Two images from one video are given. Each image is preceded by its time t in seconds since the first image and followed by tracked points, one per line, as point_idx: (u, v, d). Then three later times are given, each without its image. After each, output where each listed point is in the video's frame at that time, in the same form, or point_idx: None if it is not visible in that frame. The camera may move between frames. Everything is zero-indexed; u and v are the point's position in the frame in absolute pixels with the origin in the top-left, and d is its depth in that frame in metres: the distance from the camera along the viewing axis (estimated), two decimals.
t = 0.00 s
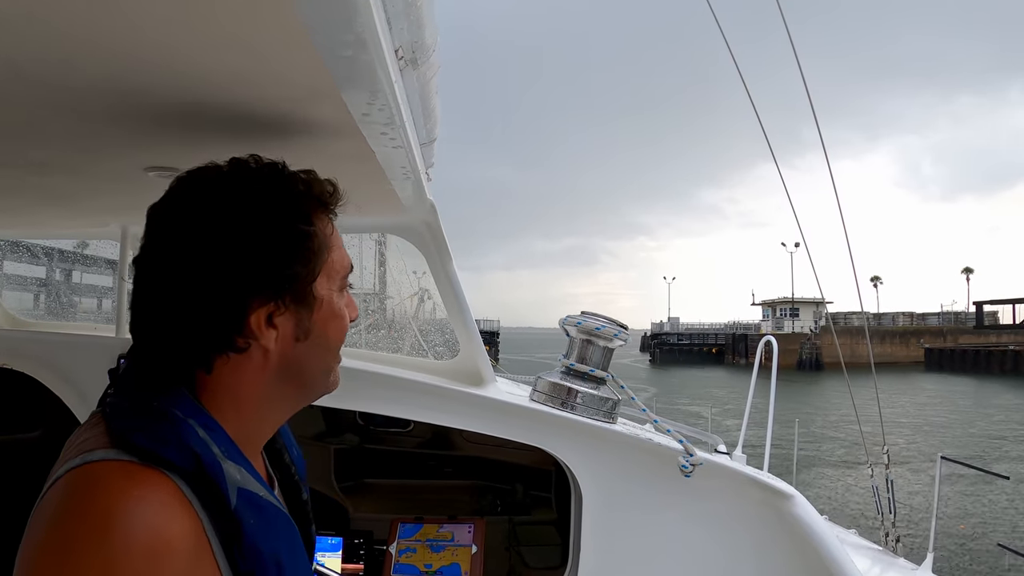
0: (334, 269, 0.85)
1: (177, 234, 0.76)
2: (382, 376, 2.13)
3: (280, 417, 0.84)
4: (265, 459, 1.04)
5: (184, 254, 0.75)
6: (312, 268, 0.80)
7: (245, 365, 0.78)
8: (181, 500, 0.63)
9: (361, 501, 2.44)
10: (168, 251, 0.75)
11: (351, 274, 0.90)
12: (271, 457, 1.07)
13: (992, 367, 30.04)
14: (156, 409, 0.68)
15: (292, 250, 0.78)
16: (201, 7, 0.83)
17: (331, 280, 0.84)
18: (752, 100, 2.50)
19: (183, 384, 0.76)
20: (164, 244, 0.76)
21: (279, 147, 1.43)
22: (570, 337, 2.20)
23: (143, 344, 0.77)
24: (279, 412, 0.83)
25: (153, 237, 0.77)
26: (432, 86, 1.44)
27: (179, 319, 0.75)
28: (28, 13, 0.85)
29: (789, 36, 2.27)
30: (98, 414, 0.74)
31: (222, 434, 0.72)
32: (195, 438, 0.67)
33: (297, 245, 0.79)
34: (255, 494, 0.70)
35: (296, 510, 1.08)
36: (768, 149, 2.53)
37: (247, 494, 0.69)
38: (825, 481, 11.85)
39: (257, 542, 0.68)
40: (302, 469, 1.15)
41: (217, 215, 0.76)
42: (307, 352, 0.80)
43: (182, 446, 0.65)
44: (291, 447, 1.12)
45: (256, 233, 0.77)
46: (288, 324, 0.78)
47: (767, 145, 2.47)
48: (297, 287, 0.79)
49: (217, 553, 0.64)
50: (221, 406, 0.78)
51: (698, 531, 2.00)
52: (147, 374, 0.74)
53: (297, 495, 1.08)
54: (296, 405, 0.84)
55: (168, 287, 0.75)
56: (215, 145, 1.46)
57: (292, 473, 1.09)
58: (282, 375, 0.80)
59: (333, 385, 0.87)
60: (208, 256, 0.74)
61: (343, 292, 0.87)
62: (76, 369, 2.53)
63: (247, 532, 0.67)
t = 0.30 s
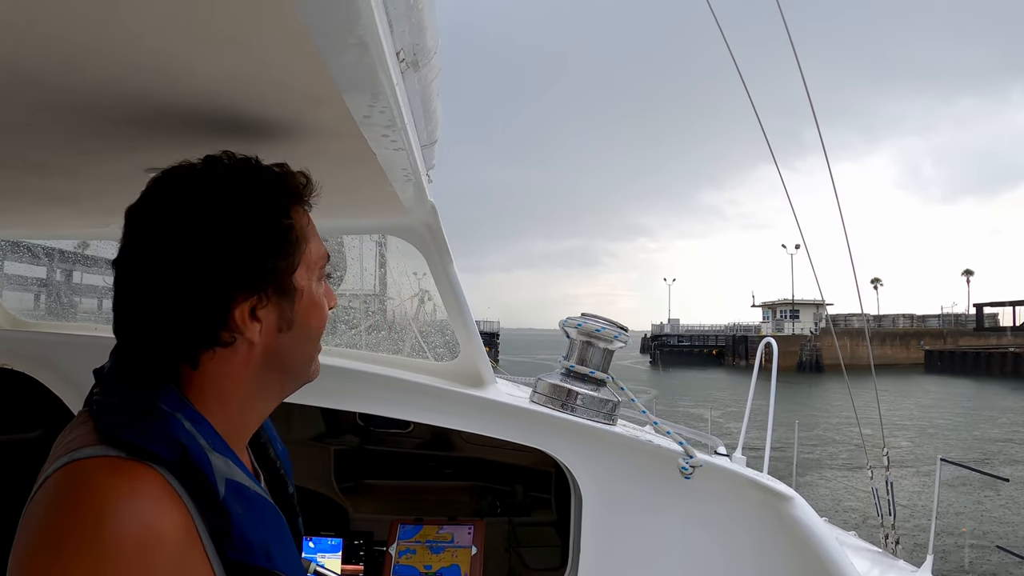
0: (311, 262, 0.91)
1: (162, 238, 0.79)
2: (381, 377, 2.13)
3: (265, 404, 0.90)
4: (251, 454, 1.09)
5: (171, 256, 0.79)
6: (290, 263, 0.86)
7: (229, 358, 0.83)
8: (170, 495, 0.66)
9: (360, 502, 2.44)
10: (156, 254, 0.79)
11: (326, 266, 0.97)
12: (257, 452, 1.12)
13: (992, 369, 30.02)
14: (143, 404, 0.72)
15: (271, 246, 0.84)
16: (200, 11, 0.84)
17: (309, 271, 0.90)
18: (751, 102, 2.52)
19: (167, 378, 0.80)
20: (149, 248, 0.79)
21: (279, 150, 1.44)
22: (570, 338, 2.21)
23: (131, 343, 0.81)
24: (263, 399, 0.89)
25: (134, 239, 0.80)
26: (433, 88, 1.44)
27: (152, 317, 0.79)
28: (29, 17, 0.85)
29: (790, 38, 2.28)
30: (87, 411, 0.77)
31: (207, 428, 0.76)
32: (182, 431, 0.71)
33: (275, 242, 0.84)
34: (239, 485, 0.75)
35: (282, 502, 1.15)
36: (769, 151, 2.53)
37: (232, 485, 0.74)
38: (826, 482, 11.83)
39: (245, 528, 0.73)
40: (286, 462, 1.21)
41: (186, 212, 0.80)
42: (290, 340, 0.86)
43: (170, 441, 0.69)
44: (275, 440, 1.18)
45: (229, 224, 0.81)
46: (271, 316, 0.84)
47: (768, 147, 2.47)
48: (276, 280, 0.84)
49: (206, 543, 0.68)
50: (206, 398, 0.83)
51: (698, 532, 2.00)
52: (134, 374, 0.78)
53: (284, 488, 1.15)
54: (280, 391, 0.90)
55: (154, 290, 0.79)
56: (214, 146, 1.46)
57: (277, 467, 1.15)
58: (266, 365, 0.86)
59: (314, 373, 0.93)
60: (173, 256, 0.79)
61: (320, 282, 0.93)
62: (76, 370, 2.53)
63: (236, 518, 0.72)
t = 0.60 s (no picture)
0: (289, 253, 0.92)
1: (146, 236, 0.80)
2: (381, 376, 2.13)
3: (248, 397, 0.91)
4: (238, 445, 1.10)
5: (157, 252, 0.80)
6: (269, 255, 0.87)
7: (210, 351, 0.84)
8: (158, 487, 0.67)
9: (360, 501, 2.44)
10: (141, 252, 0.80)
11: (304, 257, 0.98)
12: (245, 446, 1.13)
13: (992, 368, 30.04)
14: (124, 397, 0.73)
15: (249, 239, 0.85)
16: (195, 8, 0.84)
17: (288, 262, 0.92)
18: (751, 101, 2.53)
19: (149, 372, 0.81)
20: (133, 246, 0.80)
21: (277, 149, 1.44)
22: (570, 337, 2.21)
23: (116, 339, 0.82)
24: (246, 392, 0.90)
25: (116, 236, 0.81)
26: (432, 86, 1.44)
27: (136, 311, 0.80)
28: (24, 13, 0.85)
29: (791, 37, 2.28)
30: (73, 409, 0.77)
31: (191, 420, 0.77)
32: (166, 422, 0.72)
33: (254, 236, 0.86)
34: (224, 476, 0.76)
35: (272, 495, 1.15)
36: (769, 150, 2.54)
37: (217, 477, 0.75)
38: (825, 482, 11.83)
39: (231, 518, 0.74)
40: (275, 455, 1.21)
41: (168, 207, 0.81)
42: (270, 332, 0.87)
43: (154, 432, 0.70)
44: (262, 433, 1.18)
45: (211, 219, 0.83)
46: (251, 307, 0.85)
47: (768, 146, 2.47)
48: (256, 272, 0.85)
49: (194, 535, 0.70)
50: (190, 392, 0.85)
51: (698, 532, 2.00)
52: (119, 371, 0.79)
53: (273, 481, 1.16)
54: (263, 383, 0.92)
55: (139, 286, 0.80)
56: (212, 143, 1.46)
57: (266, 461, 1.15)
58: (248, 357, 0.87)
59: (297, 364, 0.94)
60: (159, 252, 0.80)
61: (298, 273, 0.94)
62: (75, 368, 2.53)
63: (222, 507, 0.74)
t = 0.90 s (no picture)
0: (276, 247, 0.93)
1: (136, 232, 0.81)
2: (376, 374, 2.14)
3: (237, 389, 0.92)
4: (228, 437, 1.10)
5: (148, 247, 0.81)
6: (256, 249, 0.88)
7: (199, 344, 0.85)
8: (149, 478, 0.68)
9: (355, 500, 2.45)
10: (132, 247, 0.81)
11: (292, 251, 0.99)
12: (236, 438, 1.14)
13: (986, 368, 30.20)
14: (114, 390, 0.74)
15: (236, 233, 0.86)
16: (192, 7, 0.84)
17: (274, 256, 0.93)
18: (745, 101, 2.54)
19: (139, 366, 0.82)
20: (124, 242, 0.81)
21: (273, 147, 1.44)
22: (564, 336, 2.22)
23: (107, 334, 0.82)
24: (235, 385, 0.91)
25: (105, 232, 0.82)
26: (426, 85, 1.45)
27: (126, 306, 0.81)
28: (22, 12, 0.85)
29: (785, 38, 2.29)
30: (64, 403, 0.78)
31: (181, 412, 0.78)
32: (156, 414, 0.73)
33: (242, 230, 0.87)
34: (214, 466, 0.77)
35: (263, 485, 1.17)
36: (764, 150, 2.55)
37: (208, 468, 0.76)
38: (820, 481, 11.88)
39: (222, 507, 0.75)
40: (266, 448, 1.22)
41: (159, 203, 0.82)
42: (257, 326, 0.88)
43: (145, 423, 0.71)
44: (252, 426, 1.18)
45: (200, 214, 0.84)
46: (238, 301, 0.86)
47: (763, 146, 2.49)
48: (243, 265, 0.86)
49: (186, 526, 0.70)
50: (180, 386, 0.85)
51: (690, 530, 2.01)
52: (110, 365, 0.80)
53: (265, 472, 1.17)
54: (251, 376, 0.92)
55: (130, 281, 0.81)
56: (208, 142, 1.46)
57: (257, 453, 1.16)
58: (236, 350, 0.87)
59: (284, 357, 0.95)
60: (150, 248, 0.81)
61: (284, 266, 0.95)
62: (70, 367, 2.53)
63: (213, 497, 0.75)
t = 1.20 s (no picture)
0: (281, 239, 0.94)
1: (142, 224, 0.82)
2: (377, 371, 2.14)
3: (241, 381, 0.93)
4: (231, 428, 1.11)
5: (153, 239, 0.81)
6: (260, 241, 0.88)
7: (204, 336, 0.85)
8: (155, 468, 0.68)
9: (353, 496, 2.46)
10: (137, 239, 0.81)
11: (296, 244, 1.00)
12: (239, 430, 1.14)
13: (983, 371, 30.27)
14: (120, 380, 0.75)
15: (241, 225, 0.86)
16: None
17: (279, 248, 0.93)
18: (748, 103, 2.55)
19: (144, 356, 0.82)
20: (129, 234, 0.82)
21: (277, 142, 1.45)
22: (564, 334, 2.22)
23: (112, 324, 0.83)
24: (239, 376, 0.92)
25: (111, 223, 0.83)
26: (431, 81, 1.45)
27: (131, 297, 0.81)
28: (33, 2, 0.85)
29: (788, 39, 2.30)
30: (69, 392, 0.79)
31: (186, 402, 0.79)
32: (161, 404, 0.74)
33: (247, 222, 0.87)
34: (219, 457, 0.78)
35: (267, 477, 1.17)
36: (765, 151, 2.56)
37: (212, 458, 0.76)
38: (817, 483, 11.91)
39: (226, 497, 0.76)
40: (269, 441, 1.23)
41: (165, 195, 0.82)
42: (262, 318, 0.88)
43: (150, 413, 0.72)
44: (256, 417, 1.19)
45: (205, 206, 0.84)
46: (243, 292, 0.86)
47: (764, 146, 2.50)
48: (248, 258, 0.87)
49: (191, 515, 0.71)
50: (185, 376, 0.86)
51: (689, 528, 2.02)
52: (116, 355, 0.80)
53: (268, 463, 1.17)
54: (255, 367, 0.93)
55: (135, 273, 0.81)
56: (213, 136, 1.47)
57: (260, 445, 1.17)
58: (240, 342, 0.88)
59: (288, 348, 0.96)
60: (155, 239, 0.81)
61: (289, 259, 0.95)
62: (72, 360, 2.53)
63: (217, 487, 0.75)
